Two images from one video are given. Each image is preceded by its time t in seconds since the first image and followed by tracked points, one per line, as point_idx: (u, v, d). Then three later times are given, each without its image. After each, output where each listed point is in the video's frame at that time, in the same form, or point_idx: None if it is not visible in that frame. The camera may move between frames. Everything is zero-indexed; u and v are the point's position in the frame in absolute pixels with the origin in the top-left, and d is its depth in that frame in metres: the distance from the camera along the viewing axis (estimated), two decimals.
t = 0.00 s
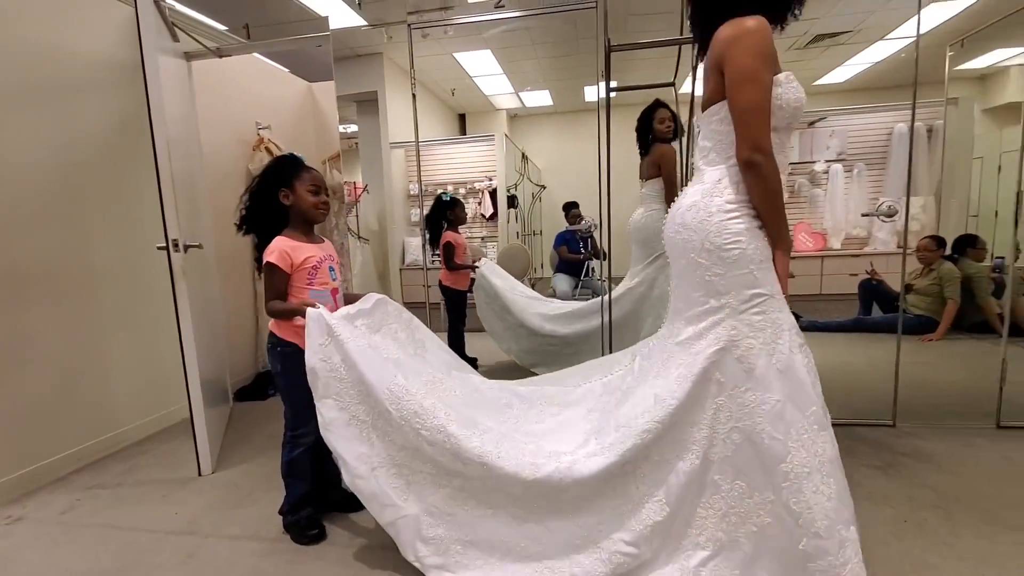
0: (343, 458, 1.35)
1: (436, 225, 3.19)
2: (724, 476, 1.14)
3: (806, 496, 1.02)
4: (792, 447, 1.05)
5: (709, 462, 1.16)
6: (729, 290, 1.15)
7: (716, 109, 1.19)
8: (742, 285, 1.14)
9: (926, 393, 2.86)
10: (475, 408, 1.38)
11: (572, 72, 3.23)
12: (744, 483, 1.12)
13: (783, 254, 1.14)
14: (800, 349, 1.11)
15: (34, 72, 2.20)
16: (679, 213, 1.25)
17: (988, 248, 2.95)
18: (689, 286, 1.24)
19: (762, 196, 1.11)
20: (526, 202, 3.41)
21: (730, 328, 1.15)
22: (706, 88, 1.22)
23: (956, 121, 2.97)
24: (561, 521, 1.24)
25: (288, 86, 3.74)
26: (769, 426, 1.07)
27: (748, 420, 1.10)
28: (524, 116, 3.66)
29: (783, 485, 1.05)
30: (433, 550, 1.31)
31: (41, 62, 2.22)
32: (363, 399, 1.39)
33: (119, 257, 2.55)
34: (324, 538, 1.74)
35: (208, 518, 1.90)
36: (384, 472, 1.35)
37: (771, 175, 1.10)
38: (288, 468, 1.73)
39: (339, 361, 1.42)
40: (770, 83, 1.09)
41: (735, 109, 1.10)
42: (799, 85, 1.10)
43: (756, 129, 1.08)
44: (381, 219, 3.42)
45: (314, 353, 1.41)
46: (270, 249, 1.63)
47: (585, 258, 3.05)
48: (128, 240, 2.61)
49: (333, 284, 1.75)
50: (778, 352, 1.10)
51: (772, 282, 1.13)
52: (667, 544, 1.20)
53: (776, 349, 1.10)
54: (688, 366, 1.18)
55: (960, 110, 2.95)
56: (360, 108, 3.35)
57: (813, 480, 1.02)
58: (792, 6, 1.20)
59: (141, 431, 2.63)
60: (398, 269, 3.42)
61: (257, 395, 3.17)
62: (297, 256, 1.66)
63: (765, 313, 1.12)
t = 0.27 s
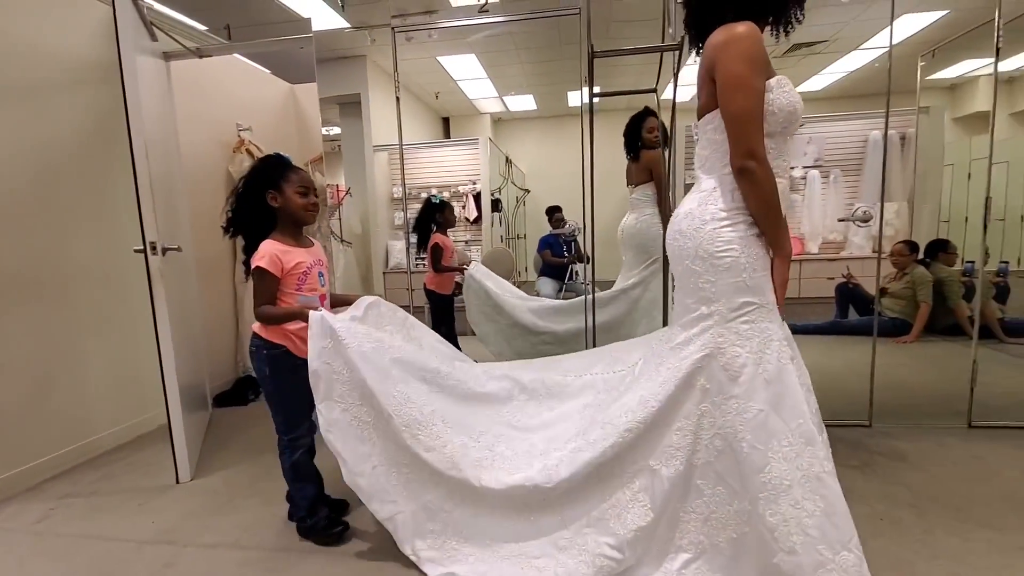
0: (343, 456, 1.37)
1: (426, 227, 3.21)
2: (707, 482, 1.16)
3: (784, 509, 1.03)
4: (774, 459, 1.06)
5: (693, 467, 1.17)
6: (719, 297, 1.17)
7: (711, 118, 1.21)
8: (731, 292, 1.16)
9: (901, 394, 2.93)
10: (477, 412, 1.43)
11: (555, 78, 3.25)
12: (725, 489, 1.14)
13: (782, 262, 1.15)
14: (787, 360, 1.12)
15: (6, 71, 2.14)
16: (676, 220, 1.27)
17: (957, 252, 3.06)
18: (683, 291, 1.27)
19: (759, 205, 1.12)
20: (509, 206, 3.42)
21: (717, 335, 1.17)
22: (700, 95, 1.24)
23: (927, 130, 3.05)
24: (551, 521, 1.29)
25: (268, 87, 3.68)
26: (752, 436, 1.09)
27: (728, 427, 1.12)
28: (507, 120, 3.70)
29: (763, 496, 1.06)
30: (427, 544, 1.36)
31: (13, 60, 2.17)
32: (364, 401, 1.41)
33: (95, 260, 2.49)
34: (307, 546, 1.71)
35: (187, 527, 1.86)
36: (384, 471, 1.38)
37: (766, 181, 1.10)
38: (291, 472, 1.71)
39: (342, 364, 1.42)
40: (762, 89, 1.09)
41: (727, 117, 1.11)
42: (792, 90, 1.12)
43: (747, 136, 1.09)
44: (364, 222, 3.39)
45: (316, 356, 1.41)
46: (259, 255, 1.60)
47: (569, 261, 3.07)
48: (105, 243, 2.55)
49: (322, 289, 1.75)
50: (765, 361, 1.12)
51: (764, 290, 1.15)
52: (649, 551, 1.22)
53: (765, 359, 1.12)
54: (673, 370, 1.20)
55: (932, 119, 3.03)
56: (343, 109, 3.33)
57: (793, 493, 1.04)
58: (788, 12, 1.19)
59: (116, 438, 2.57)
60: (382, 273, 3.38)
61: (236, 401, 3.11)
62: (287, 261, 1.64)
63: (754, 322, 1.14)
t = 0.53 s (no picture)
0: (342, 455, 1.36)
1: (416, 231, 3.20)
2: (692, 486, 1.18)
3: (767, 511, 1.06)
4: (758, 462, 1.08)
5: (680, 469, 1.19)
6: (701, 300, 1.19)
7: (700, 124, 1.21)
8: (714, 296, 1.17)
9: (876, 396, 3.00)
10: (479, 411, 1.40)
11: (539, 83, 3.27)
12: (709, 492, 1.16)
13: (767, 268, 1.15)
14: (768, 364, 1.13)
15: None
16: (666, 224, 1.29)
17: (929, 259, 3.15)
18: (671, 293, 1.28)
19: (740, 211, 1.12)
20: (494, 210, 3.37)
21: (702, 338, 1.19)
22: (691, 99, 1.24)
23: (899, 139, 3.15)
24: (545, 522, 1.31)
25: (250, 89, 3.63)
26: (734, 438, 1.11)
27: (712, 430, 1.15)
28: (492, 125, 3.62)
29: (747, 498, 1.08)
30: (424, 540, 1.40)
31: None
32: (361, 402, 1.38)
33: (69, 263, 2.43)
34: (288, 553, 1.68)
35: (163, 536, 1.81)
36: (383, 470, 1.37)
37: (747, 188, 1.10)
38: (281, 482, 1.69)
39: (337, 364, 1.39)
40: (747, 95, 1.08)
41: (711, 123, 1.11)
42: (780, 96, 1.11)
43: (729, 143, 1.09)
44: (346, 225, 3.35)
45: (312, 357, 1.38)
46: (244, 259, 1.58)
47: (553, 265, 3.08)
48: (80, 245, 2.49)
49: (309, 294, 1.75)
50: (749, 365, 1.13)
51: (747, 295, 1.16)
52: (635, 555, 1.23)
53: (748, 362, 1.13)
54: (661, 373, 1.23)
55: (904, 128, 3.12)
56: (326, 112, 3.30)
57: (776, 495, 1.05)
58: (784, 15, 1.21)
59: (90, 445, 2.50)
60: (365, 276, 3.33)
61: (215, 406, 3.05)
62: (274, 266, 1.63)
63: (738, 326, 1.16)
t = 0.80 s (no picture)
0: (328, 468, 1.34)
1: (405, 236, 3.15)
2: (676, 486, 1.20)
3: (746, 513, 1.08)
4: (739, 464, 1.10)
5: (666, 469, 1.21)
6: (692, 305, 1.21)
7: (694, 130, 1.23)
8: (704, 301, 1.19)
9: (849, 399, 3.07)
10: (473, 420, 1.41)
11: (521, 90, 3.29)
12: (693, 493, 1.18)
13: (758, 273, 1.16)
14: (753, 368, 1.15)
15: None
16: (660, 228, 1.30)
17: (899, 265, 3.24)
18: (665, 297, 1.30)
19: (731, 216, 1.13)
20: (476, 215, 3.37)
21: (691, 342, 1.20)
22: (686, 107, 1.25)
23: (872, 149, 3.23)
24: (534, 526, 1.31)
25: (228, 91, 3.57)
26: (718, 441, 1.12)
27: (696, 432, 1.16)
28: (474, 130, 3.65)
29: (726, 499, 1.11)
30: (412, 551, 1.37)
31: None
32: (349, 411, 1.37)
33: (39, 266, 2.36)
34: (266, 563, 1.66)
35: (137, 546, 1.77)
36: (368, 482, 1.34)
37: (738, 194, 1.12)
38: (264, 491, 1.65)
39: (327, 370, 1.39)
40: (738, 104, 1.10)
41: (703, 130, 1.13)
42: (772, 103, 1.13)
43: (720, 150, 1.10)
44: (326, 229, 3.31)
45: (301, 361, 1.38)
46: (238, 260, 1.56)
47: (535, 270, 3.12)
48: (51, 248, 2.42)
49: (303, 296, 1.73)
50: (733, 369, 1.15)
51: (736, 301, 1.18)
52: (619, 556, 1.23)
53: (733, 366, 1.15)
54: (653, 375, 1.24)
55: (877, 137, 3.21)
56: (307, 115, 3.26)
57: (754, 496, 1.08)
58: (781, 27, 1.21)
59: (60, 454, 2.43)
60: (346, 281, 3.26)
61: (190, 413, 2.99)
62: (268, 268, 1.61)
63: (725, 330, 1.18)
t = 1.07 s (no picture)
0: (325, 468, 1.32)
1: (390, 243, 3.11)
2: (671, 492, 1.18)
3: (742, 519, 1.12)
4: (735, 470, 1.13)
5: (661, 476, 1.18)
6: (694, 311, 1.22)
7: (693, 139, 1.24)
8: (707, 307, 1.21)
9: (821, 402, 3.14)
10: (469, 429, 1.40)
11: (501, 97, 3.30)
12: (688, 499, 1.16)
13: (759, 278, 1.18)
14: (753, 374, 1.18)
15: None
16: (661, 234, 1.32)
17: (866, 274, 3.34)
18: (665, 303, 1.31)
19: (733, 222, 1.15)
20: (456, 220, 3.37)
21: (693, 348, 1.21)
22: (682, 117, 1.28)
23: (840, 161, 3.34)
24: (524, 535, 1.26)
25: (203, 94, 3.51)
26: (717, 447, 1.14)
27: (694, 437, 1.17)
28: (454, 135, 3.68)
29: (722, 504, 1.13)
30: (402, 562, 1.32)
31: None
32: (352, 412, 1.36)
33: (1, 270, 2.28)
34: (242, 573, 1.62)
35: (105, 559, 1.71)
36: (364, 487, 1.32)
37: (739, 200, 1.13)
38: (254, 495, 1.62)
39: (332, 370, 1.38)
40: (738, 112, 1.12)
41: (703, 137, 1.14)
42: (767, 112, 1.16)
43: (722, 157, 1.12)
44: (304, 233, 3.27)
45: (308, 359, 1.37)
46: (253, 266, 1.56)
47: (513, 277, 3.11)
48: (15, 251, 2.34)
49: (314, 301, 1.73)
50: (734, 376, 1.17)
51: (737, 307, 1.20)
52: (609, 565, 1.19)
53: (733, 374, 1.17)
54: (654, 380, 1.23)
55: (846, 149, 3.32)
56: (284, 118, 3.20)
57: (750, 502, 1.12)
58: (766, 44, 1.23)
59: (22, 465, 2.34)
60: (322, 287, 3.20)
61: (162, 421, 2.91)
62: (282, 273, 1.60)
63: (725, 336, 1.20)
